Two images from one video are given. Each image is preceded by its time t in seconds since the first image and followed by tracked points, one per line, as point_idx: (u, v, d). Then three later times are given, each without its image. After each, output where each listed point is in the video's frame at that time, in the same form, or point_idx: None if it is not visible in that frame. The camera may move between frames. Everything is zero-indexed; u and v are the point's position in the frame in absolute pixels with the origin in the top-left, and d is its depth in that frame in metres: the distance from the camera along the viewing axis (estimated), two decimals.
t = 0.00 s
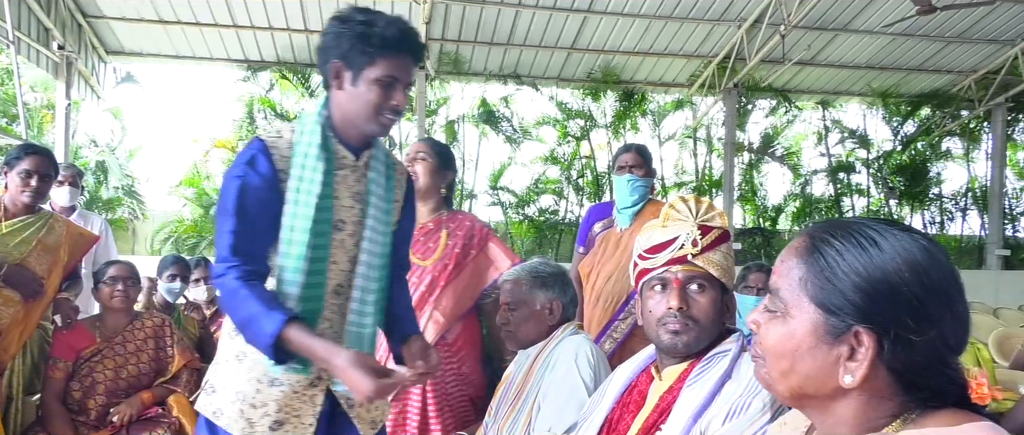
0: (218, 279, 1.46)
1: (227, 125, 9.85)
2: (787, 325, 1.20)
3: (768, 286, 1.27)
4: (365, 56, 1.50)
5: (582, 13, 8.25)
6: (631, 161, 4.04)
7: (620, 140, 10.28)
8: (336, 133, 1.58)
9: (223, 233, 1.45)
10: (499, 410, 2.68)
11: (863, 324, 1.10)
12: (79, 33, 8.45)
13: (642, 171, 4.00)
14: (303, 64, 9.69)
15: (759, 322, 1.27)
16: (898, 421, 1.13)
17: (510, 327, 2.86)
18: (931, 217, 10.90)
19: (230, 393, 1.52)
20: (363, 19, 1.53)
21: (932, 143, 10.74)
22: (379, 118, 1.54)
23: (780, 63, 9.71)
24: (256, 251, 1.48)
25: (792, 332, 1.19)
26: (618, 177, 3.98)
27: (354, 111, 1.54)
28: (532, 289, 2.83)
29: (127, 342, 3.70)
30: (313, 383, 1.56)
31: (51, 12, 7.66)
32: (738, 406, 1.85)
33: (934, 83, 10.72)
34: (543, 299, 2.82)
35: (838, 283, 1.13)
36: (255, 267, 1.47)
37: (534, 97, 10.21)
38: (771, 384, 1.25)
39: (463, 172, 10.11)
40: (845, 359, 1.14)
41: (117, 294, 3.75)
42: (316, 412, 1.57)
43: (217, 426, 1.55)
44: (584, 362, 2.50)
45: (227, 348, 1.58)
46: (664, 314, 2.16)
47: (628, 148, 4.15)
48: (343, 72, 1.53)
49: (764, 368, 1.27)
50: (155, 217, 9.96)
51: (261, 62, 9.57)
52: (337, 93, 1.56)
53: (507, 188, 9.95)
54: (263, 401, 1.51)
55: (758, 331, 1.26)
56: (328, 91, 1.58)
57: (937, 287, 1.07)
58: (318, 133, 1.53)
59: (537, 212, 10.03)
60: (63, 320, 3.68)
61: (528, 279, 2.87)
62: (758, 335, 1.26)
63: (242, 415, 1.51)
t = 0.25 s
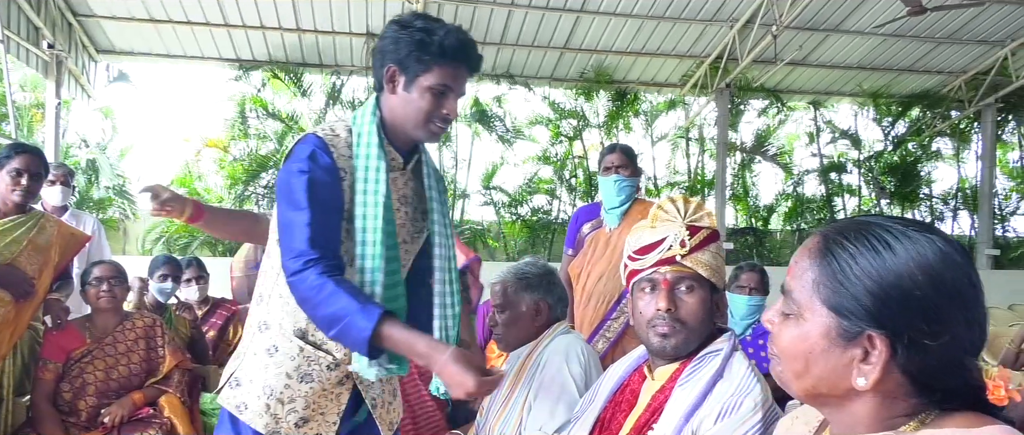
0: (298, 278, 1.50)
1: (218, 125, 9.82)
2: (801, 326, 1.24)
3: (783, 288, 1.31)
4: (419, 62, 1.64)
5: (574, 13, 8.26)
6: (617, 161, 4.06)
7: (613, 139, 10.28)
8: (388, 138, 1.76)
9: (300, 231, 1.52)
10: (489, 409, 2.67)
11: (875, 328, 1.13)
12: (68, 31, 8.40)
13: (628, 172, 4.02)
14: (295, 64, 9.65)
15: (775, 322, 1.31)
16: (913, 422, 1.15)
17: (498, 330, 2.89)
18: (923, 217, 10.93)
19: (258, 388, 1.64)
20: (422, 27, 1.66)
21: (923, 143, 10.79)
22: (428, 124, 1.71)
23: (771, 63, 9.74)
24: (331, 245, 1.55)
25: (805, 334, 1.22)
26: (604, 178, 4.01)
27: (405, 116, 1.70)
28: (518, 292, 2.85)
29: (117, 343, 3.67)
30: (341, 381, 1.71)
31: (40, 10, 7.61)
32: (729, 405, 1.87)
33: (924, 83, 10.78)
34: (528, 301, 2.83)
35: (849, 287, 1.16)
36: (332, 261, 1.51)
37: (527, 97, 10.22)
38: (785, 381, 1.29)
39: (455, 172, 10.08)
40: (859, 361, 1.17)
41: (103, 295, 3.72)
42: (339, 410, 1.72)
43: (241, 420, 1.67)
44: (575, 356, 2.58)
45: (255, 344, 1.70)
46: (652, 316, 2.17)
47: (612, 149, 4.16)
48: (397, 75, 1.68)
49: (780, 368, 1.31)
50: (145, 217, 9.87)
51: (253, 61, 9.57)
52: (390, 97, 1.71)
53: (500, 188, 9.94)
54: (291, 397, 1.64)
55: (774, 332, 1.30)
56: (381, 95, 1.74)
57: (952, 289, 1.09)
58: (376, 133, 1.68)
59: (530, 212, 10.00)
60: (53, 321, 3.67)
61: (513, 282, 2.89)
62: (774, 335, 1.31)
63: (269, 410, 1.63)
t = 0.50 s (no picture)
0: (322, 266, 1.51)
1: (209, 123, 9.76)
2: (812, 322, 1.25)
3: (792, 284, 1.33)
4: (435, 63, 1.68)
5: (567, 13, 8.27)
6: (600, 161, 4.02)
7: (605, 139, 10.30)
8: (400, 135, 1.81)
9: (322, 220, 1.54)
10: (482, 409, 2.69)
11: (886, 317, 1.15)
12: (57, 29, 8.34)
13: (611, 170, 4.01)
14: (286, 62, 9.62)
15: (786, 322, 1.32)
16: (931, 421, 1.18)
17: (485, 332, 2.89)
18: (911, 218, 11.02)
19: (264, 383, 1.68)
20: (440, 26, 1.70)
21: (912, 144, 10.87)
22: (439, 122, 1.76)
23: (763, 64, 9.77)
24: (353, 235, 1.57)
25: (816, 330, 1.24)
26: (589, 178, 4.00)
27: (416, 113, 1.75)
28: (502, 293, 2.85)
29: (106, 341, 3.65)
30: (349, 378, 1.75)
31: (30, 8, 7.56)
32: (718, 405, 1.87)
33: (915, 85, 10.85)
34: (513, 301, 2.84)
35: (858, 280, 1.18)
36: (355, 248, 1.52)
37: (519, 96, 10.22)
38: (799, 382, 1.30)
39: (447, 171, 10.09)
40: (871, 353, 1.18)
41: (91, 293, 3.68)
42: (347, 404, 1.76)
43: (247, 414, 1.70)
44: (561, 355, 2.57)
45: (261, 338, 1.72)
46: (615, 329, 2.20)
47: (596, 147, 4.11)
48: (412, 73, 1.73)
49: (792, 367, 1.32)
50: (135, 216, 9.81)
51: (244, 59, 9.49)
52: (403, 94, 1.76)
53: (492, 187, 9.94)
54: (297, 393, 1.68)
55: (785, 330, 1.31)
56: (395, 89, 1.78)
57: (959, 281, 1.11)
58: (388, 130, 1.73)
59: (521, 211, 10.01)
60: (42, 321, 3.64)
61: (497, 284, 2.88)
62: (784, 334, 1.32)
63: (274, 405, 1.67)
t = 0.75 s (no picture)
0: (335, 251, 1.49)
1: (202, 120, 9.73)
2: (826, 317, 1.30)
3: (806, 280, 1.38)
4: (442, 66, 1.70)
5: (561, 12, 8.28)
6: (586, 161, 4.03)
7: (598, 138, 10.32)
8: (403, 136, 1.81)
9: (334, 206, 1.52)
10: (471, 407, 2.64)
11: (901, 312, 1.20)
12: (48, 25, 8.29)
13: (598, 170, 4.03)
14: (279, 60, 9.59)
15: (797, 318, 1.37)
16: (939, 420, 1.24)
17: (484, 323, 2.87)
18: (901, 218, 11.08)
19: (257, 377, 1.68)
20: (448, 30, 1.72)
21: (903, 144, 10.92)
22: (441, 125, 1.77)
23: (755, 64, 9.80)
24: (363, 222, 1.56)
25: (830, 324, 1.29)
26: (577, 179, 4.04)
27: (420, 116, 1.76)
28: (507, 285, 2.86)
29: (98, 339, 3.63)
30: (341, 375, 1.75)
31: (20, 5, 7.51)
32: (707, 406, 1.88)
33: (906, 86, 10.90)
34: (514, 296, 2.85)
35: (876, 276, 1.23)
36: (368, 234, 1.51)
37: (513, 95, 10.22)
38: (810, 378, 1.35)
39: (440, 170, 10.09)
40: (885, 349, 1.23)
41: (83, 291, 3.67)
42: (338, 402, 1.76)
43: (237, 408, 1.70)
44: (556, 355, 2.60)
45: (255, 331, 1.72)
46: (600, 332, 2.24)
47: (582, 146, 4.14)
48: (418, 74, 1.75)
49: (802, 363, 1.37)
50: (125, 213, 9.76)
51: (236, 57, 9.45)
52: (408, 96, 1.78)
53: (485, 186, 9.93)
54: (290, 387, 1.68)
55: (796, 325, 1.36)
56: (400, 91, 1.80)
57: (976, 280, 1.17)
58: (393, 128, 1.74)
59: (514, 210, 10.01)
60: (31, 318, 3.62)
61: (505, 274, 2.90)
62: (797, 329, 1.36)
63: (267, 400, 1.67)
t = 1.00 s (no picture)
0: (349, 229, 1.49)
1: (193, 118, 9.69)
2: (829, 315, 1.30)
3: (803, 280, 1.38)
4: (446, 67, 1.73)
5: (554, 12, 8.28)
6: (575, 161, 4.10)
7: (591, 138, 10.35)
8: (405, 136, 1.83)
9: (344, 187, 1.53)
10: (468, 403, 2.67)
11: (906, 304, 1.21)
12: (38, 21, 8.24)
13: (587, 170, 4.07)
14: (271, 57, 9.57)
15: (793, 318, 1.37)
16: (932, 416, 1.26)
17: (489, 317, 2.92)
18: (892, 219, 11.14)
19: (248, 366, 1.68)
20: (453, 34, 1.76)
21: (893, 145, 10.99)
22: (443, 126, 1.80)
23: (748, 64, 9.83)
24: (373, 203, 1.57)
25: (836, 320, 1.29)
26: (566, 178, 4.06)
27: (422, 116, 1.78)
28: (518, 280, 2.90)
29: (88, 338, 3.61)
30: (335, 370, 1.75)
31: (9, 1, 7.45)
32: (696, 406, 1.89)
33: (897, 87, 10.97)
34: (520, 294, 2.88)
35: (877, 266, 1.25)
36: (381, 213, 1.52)
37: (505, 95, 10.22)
38: (808, 379, 1.33)
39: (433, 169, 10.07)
40: (889, 344, 1.24)
41: (74, 288, 3.65)
42: (329, 398, 1.77)
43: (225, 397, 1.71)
44: (551, 355, 2.59)
45: (248, 321, 1.72)
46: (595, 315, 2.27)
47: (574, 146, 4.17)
48: (421, 75, 1.76)
49: (799, 363, 1.36)
50: (116, 211, 9.69)
51: (228, 54, 9.41)
52: (410, 96, 1.79)
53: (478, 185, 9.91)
54: (282, 378, 1.68)
55: (794, 326, 1.36)
56: (401, 91, 1.81)
57: (974, 270, 1.23)
58: (395, 124, 1.75)
59: (507, 210, 10.01)
60: (20, 316, 3.57)
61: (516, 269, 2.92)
62: (794, 331, 1.36)
63: (258, 390, 1.67)
